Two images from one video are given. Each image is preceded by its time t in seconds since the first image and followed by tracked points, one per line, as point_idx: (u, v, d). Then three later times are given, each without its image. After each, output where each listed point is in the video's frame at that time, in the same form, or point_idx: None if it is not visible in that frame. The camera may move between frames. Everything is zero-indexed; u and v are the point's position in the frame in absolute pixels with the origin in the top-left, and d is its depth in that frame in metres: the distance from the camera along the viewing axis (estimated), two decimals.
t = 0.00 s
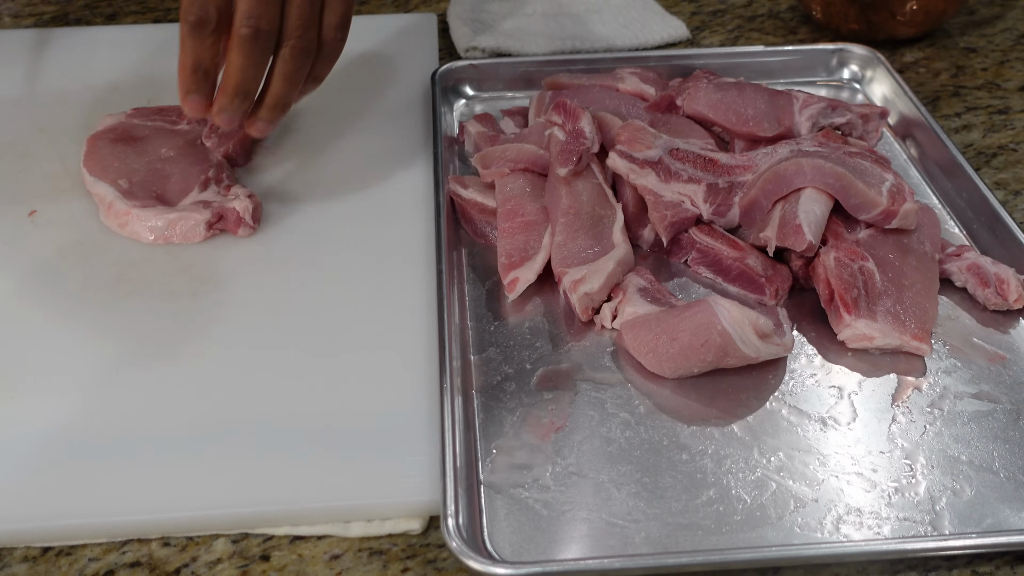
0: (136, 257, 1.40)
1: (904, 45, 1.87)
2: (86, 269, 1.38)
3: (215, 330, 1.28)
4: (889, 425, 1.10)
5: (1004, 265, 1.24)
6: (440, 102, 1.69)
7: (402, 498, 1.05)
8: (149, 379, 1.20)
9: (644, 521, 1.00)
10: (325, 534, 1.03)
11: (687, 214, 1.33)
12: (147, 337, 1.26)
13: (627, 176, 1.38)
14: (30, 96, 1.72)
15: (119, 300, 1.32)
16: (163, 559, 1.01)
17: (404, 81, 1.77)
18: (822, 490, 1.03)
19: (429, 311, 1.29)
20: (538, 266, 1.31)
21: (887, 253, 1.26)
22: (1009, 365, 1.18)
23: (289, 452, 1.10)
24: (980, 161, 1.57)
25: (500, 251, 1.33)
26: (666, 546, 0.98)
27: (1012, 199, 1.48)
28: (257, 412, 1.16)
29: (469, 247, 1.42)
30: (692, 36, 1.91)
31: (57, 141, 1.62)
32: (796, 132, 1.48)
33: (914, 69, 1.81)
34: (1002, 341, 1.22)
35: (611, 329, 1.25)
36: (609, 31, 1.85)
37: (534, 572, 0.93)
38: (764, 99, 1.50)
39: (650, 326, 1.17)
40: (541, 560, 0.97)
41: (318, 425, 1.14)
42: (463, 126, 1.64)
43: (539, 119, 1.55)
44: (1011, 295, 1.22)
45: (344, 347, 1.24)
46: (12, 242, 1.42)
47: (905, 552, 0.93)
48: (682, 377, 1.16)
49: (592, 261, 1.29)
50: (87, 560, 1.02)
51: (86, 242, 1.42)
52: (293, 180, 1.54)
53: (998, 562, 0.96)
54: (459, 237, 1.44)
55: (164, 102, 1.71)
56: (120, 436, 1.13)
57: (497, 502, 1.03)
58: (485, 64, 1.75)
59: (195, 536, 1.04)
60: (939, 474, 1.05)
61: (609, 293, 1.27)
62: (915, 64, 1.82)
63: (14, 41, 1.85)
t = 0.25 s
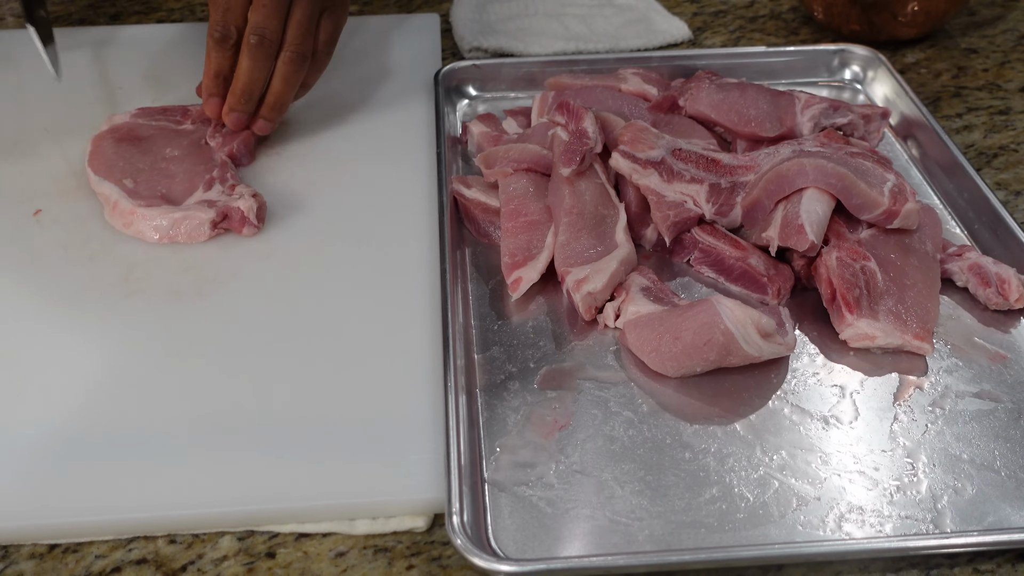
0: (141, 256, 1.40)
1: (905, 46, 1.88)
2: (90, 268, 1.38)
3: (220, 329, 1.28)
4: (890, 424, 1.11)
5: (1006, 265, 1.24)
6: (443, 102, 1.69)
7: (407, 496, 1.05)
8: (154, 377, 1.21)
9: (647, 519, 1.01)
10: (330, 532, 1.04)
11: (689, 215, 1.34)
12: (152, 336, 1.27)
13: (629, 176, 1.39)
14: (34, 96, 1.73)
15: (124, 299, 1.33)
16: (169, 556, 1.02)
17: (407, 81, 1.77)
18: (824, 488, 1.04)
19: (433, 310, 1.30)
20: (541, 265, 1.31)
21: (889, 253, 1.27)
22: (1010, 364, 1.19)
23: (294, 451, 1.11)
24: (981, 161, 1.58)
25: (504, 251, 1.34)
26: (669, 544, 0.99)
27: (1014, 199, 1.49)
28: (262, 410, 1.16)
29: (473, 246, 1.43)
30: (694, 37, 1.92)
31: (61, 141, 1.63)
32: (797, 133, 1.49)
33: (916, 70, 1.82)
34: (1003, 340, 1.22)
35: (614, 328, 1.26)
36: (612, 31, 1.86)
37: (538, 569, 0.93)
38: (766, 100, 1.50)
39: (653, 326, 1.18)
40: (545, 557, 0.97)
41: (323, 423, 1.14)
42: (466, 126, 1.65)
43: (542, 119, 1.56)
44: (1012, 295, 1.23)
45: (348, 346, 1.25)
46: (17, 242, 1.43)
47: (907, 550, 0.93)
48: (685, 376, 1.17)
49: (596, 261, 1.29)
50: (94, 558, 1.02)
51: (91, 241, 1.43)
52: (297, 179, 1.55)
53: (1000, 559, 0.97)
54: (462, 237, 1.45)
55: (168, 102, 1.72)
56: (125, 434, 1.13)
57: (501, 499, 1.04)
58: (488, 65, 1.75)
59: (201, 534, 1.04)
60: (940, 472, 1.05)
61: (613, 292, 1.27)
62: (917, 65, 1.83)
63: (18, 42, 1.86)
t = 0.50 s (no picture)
0: (146, 257, 1.41)
1: (908, 48, 1.88)
2: (95, 269, 1.39)
3: (224, 329, 1.29)
4: (894, 426, 1.12)
5: (1008, 267, 1.25)
6: (447, 103, 1.70)
7: (412, 497, 1.06)
8: (159, 377, 1.21)
9: (652, 520, 1.01)
10: (335, 532, 1.05)
11: (692, 216, 1.34)
12: (157, 337, 1.27)
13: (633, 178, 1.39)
14: (39, 96, 1.73)
15: (128, 300, 1.33)
16: (175, 556, 1.02)
17: (410, 82, 1.78)
18: (828, 490, 1.04)
19: (437, 311, 1.30)
20: (545, 266, 1.32)
21: (892, 255, 1.27)
22: (1013, 366, 1.19)
23: (299, 451, 1.11)
24: (984, 163, 1.58)
25: (508, 252, 1.35)
26: (673, 545, 0.99)
27: (1016, 202, 1.49)
28: (266, 411, 1.17)
29: (477, 247, 1.44)
30: (697, 39, 1.92)
31: (65, 142, 1.63)
32: (800, 136, 1.48)
33: (918, 72, 1.82)
34: (1006, 342, 1.23)
35: (618, 329, 1.26)
36: (615, 33, 1.86)
37: (543, 570, 0.94)
38: (769, 102, 1.51)
39: (657, 327, 1.19)
40: (550, 558, 0.98)
41: (328, 424, 1.15)
42: (470, 127, 1.65)
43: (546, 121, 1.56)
44: (1015, 297, 1.23)
45: (353, 347, 1.25)
46: (22, 242, 1.43)
47: (911, 552, 0.94)
48: (689, 377, 1.17)
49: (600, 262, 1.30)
50: (100, 558, 1.03)
51: (96, 242, 1.43)
52: (300, 180, 1.55)
53: (1003, 561, 0.97)
54: (466, 239, 1.45)
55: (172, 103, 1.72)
56: (131, 435, 1.14)
57: (506, 500, 1.04)
58: (492, 66, 1.76)
59: (207, 534, 1.05)
60: (944, 474, 1.06)
61: (617, 294, 1.28)
62: (920, 67, 1.83)
63: (23, 42, 1.86)
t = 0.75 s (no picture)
0: (146, 256, 1.40)
1: (909, 48, 1.88)
2: (96, 268, 1.39)
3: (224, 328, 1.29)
4: (895, 426, 1.11)
5: (1010, 267, 1.25)
6: (447, 103, 1.70)
7: (413, 497, 1.06)
8: (158, 377, 1.21)
9: (653, 520, 1.01)
10: (336, 532, 1.04)
11: (693, 216, 1.34)
12: (157, 336, 1.27)
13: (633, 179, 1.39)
14: (39, 96, 1.73)
15: (129, 299, 1.33)
16: (175, 556, 1.02)
17: (410, 81, 1.78)
18: (829, 490, 1.04)
19: (437, 311, 1.30)
20: (546, 266, 1.32)
21: (893, 254, 1.27)
22: (1014, 367, 1.19)
23: (299, 450, 1.11)
24: (985, 163, 1.58)
25: (509, 252, 1.35)
26: (673, 545, 0.99)
27: (1017, 202, 1.49)
28: (267, 410, 1.17)
29: (477, 247, 1.44)
30: (698, 38, 1.92)
31: (65, 141, 1.63)
32: (801, 135, 1.48)
33: (919, 71, 1.82)
34: (1007, 342, 1.23)
35: (618, 329, 1.26)
36: (615, 33, 1.86)
37: (544, 570, 0.94)
38: (770, 101, 1.51)
39: (658, 327, 1.18)
40: (550, 558, 0.98)
41: (328, 423, 1.15)
42: (470, 127, 1.65)
43: (547, 120, 1.56)
44: (1016, 297, 1.23)
45: (353, 346, 1.25)
46: (22, 241, 1.43)
47: (912, 552, 0.94)
48: (690, 377, 1.17)
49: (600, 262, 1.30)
50: (100, 557, 1.03)
51: (96, 241, 1.43)
52: (301, 179, 1.55)
53: (1004, 562, 0.97)
54: (467, 238, 1.45)
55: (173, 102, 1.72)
56: (130, 434, 1.13)
57: (506, 500, 1.04)
58: (492, 65, 1.76)
59: (207, 534, 1.05)
60: (945, 474, 1.06)
61: (617, 293, 1.28)
62: (921, 66, 1.83)
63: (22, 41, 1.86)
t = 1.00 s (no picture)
0: (144, 256, 1.40)
1: (908, 49, 1.88)
2: (94, 268, 1.39)
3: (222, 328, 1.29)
4: (893, 427, 1.11)
5: (1007, 269, 1.25)
6: (446, 103, 1.70)
7: (410, 497, 1.06)
8: (156, 377, 1.21)
9: (650, 521, 1.01)
10: (333, 532, 1.04)
11: (691, 217, 1.34)
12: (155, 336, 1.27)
13: (632, 179, 1.39)
14: (38, 95, 1.73)
15: (127, 299, 1.33)
16: (172, 556, 1.02)
17: (409, 81, 1.78)
18: (826, 491, 1.04)
19: (435, 311, 1.30)
20: (544, 267, 1.32)
21: (891, 256, 1.27)
22: (1012, 368, 1.19)
23: (297, 451, 1.11)
24: (983, 164, 1.58)
25: (507, 252, 1.35)
26: (670, 546, 0.99)
27: (1015, 203, 1.49)
28: (264, 410, 1.17)
29: (476, 247, 1.44)
30: (697, 39, 1.92)
31: (64, 140, 1.63)
32: (800, 136, 1.48)
33: (918, 72, 1.82)
34: (1005, 344, 1.23)
35: (616, 330, 1.26)
36: (614, 33, 1.86)
37: (540, 570, 0.94)
38: (768, 102, 1.51)
39: (655, 328, 1.18)
40: (547, 558, 0.98)
41: (326, 423, 1.15)
42: (469, 127, 1.65)
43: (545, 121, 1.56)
44: (1015, 298, 1.23)
45: (351, 346, 1.25)
46: (21, 241, 1.43)
47: (909, 553, 0.94)
48: (688, 378, 1.17)
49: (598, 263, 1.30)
50: (97, 557, 1.03)
51: (95, 241, 1.43)
52: (300, 180, 1.55)
53: (1002, 563, 0.97)
54: (465, 238, 1.45)
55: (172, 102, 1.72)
56: (128, 434, 1.13)
57: (503, 501, 1.04)
58: (491, 66, 1.76)
59: (204, 534, 1.05)
60: (942, 475, 1.06)
61: (615, 294, 1.28)
62: (919, 67, 1.83)
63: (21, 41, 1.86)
